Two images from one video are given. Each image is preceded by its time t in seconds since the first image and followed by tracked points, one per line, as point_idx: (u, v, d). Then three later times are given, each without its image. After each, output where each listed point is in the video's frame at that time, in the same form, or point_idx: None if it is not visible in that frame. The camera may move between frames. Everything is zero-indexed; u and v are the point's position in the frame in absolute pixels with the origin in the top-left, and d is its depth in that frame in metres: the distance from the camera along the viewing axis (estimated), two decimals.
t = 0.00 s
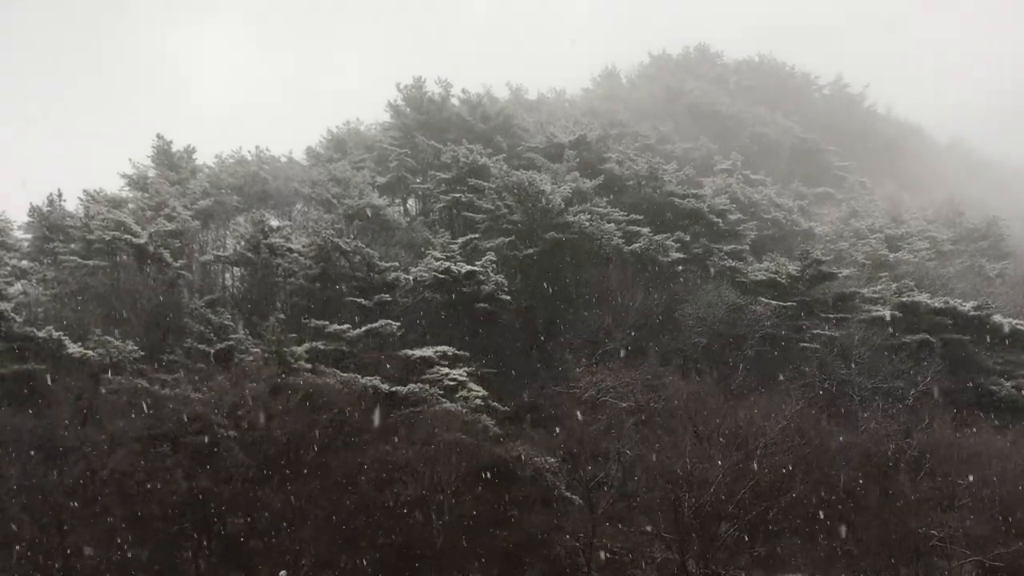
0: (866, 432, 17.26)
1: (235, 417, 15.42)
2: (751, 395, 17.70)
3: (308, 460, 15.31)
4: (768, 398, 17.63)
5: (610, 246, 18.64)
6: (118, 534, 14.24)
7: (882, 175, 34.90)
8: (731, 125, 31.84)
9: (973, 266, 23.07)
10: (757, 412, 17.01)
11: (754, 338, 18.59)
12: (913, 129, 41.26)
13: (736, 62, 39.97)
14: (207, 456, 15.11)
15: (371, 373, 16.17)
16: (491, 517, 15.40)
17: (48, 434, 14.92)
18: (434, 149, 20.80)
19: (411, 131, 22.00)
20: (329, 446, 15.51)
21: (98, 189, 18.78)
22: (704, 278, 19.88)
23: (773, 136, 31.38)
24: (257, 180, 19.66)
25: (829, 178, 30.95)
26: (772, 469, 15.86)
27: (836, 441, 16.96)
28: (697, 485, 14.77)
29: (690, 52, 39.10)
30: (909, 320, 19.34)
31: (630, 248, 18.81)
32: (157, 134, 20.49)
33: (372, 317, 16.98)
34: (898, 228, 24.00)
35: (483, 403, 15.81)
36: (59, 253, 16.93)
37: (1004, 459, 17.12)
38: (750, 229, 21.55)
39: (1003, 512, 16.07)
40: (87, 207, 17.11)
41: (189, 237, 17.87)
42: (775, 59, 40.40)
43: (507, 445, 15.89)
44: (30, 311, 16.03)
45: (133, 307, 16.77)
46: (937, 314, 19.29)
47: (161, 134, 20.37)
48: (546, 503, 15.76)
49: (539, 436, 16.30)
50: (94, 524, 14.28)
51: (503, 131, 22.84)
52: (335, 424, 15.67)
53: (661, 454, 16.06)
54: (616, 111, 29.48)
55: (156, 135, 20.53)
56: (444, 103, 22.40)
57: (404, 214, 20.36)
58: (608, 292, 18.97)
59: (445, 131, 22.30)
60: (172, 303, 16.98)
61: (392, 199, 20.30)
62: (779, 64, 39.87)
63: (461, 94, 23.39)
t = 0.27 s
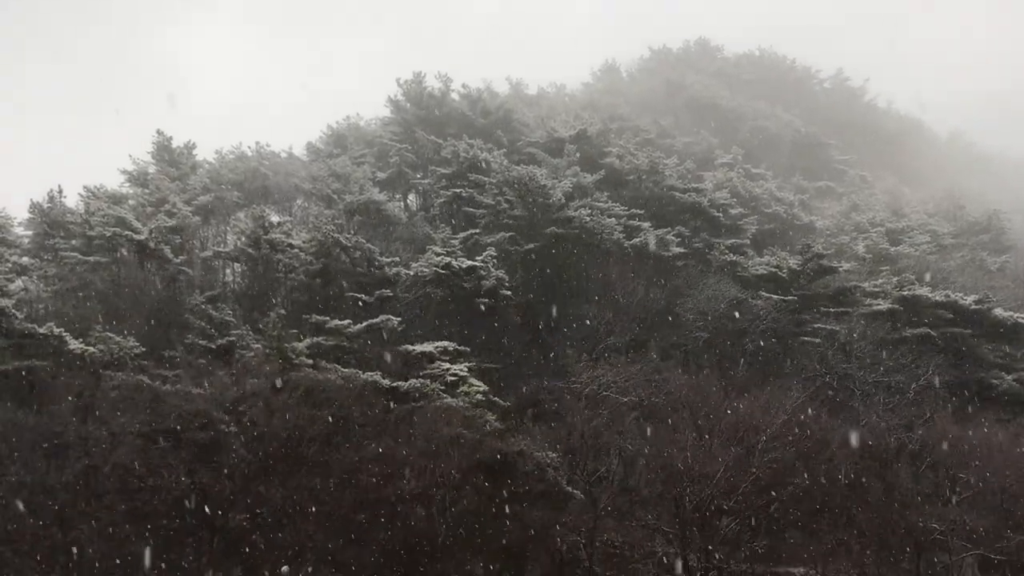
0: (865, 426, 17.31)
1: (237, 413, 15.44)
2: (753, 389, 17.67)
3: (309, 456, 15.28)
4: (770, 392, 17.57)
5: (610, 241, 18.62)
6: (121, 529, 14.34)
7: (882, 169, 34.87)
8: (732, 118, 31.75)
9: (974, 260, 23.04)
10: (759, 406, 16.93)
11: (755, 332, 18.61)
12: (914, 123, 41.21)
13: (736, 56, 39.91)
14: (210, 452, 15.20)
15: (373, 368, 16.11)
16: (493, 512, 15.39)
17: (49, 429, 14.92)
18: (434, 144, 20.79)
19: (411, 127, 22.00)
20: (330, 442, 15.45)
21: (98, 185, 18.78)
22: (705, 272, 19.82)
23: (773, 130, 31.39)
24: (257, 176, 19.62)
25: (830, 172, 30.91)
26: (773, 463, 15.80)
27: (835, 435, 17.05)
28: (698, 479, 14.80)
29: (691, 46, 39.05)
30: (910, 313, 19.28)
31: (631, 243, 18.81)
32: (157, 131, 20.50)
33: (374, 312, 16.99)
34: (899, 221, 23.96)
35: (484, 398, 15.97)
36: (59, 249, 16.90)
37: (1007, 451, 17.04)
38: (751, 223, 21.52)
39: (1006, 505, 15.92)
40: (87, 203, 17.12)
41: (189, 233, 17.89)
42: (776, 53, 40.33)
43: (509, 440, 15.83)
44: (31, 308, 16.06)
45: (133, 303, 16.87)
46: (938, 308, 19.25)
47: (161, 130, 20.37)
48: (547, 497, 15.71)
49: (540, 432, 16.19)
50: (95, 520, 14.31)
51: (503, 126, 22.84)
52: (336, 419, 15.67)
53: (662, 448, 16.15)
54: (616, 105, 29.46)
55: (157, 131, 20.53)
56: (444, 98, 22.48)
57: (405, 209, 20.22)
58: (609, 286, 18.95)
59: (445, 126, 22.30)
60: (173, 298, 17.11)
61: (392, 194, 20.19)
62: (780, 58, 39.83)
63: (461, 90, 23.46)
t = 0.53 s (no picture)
0: (869, 420, 17.24)
1: (241, 410, 15.37)
2: (756, 383, 17.65)
3: (313, 452, 15.23)
4: (773, 387, 17.59)
5: (614, 236, 18.46)
6: (125, 525, 14.53)
7: (886, 163, 34.76)
8: (734, 113, 31.79)
9: (977, 253, 23.01)
10: (761, 401, 16.96)
11: (757, 326, 18.65)
12: (917, 116, 41.13)
13: (738, 50, 39.84)
14: (213, 449, 15.15)
15: (376, 365, 16.08)
16: (497, 508, 15.34)
17: (54, 426, 15.02)
18: (437, 140, 20.78)
19: (413, 123, 22.01)
20: (334, 438, 15.37)
21: (101, 183, 18.84)
22: (708, 267, 19.69)
23: (776, 124, 31.49)
24: (259, 173, 19.55)
25: (833, 166, 30.87)
26: (775, 458, 15.97)
27: (841, 429, 16.89)
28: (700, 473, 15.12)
29: (693, 40, 38.99)
30: (913, 307, 19.08)
31: (635, 238, 18.60)
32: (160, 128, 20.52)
33: (379, 308, 16.92)
34: (902, 215, 23.92)
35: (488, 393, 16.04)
36: (62, 247, 16.92)
37: (1008, 445, 17.16)
38: (754, 218, 21.48)
39: (1006, 498, 16.19)
40: (90, 201, 17.18)
41: (192, 230, 17.94)
42: (778, 47, 40.25)
43: (512, 436, 15.74)
44: (35, 306, 16.14)
45: (138, 301, 16.78)
46: (942, 302, 19.11)
47: (164, 127, 20.39)
48: (551, 493, 15.55)
49: (543, 427, 16.15)
50: (98, 517, 14.52)
51: (505, 122, 22.86)
52: (340, 416, 15.53)
53: (666, 444, 16.04)
54: (618, 100, 29.44)
55: (159, 128, 20.56)
56: (446, 94, 22.44)
57: (408, 206, 20.28)
58: (612, 282, 19.02)
59: (448, 122, 22.28)
60: (176, 296, 17.08)
61: (394, 190, 20.16)
62: (782, 52, 39.76)
63: (463, 85, 23.50)
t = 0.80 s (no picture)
0: (877, 414, 17.22)
1: (247, 407, 15.45)
2: (763, 378, 17.61)
3: (320, 449, 15.32)
4: (780, 381, 17.52)
5: (619, 231, 18.45)
6: (133, 523, 14.61)
7: (891, 157, 34.63)
8: (739, 106, 31.67)
9: (984, 247, 22.89)
10: (768, 396, 16.89)
11: (763, 321, 18.61)
12: (923, 110, 40.93)
13: (743, 45, 39.78)
14: (220, 447, 15.19)
15: (383, 361, 16.19)
16: (504, 504, 15.36)
17: (62, 424, 15.15)
18: (441, 137, 20.82)
19: (417, 120, 22.08)
20: (341, 435, 15.44)
21: (107, 182, 18.90)
22: (713, 262, 19.75)
23: (781, 118, 31.30)
24: (264, 170, 19.60)
25: (838, 160, 30.81)
26: (782, 453, 15.95)
27: (848, 423, 16.87)
28: (706, 470, 15.05)
29: (697, 35, 38.93)
30: (919, 301, 19.02)
31: (640, 233, 18.67)
32: (165, 127, 20.61)
33: (383, 304, 16.78)
34: (908, 209, 23.83)
35: (494, 389, 15.97)
36: (69, 246, 17.07)
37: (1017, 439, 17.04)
38: (759, 212, 21.41)
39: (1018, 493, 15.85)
40: (96, 200, 17.33)
41: (198, 228, 18.01)
42: (783, 41, 40.17)
43: (518, 432, 15.64)
44: (41, 304, 16.20)
45: (144, 299, 16.82)
46: (948, 295, 19.08)
47: (169, 126, 20.47)
48: (557, 489, 15.46)
49: (549, 422, 16.09)
50: (107, 514, 14.61)
51: (509, 119, 22.85)
52: (347, 413, 15.61)
53: (672, 440, 16.19)
54: (622, 96, 29.42)
55: (164, 127, 20.64)
56: (450, 90, 22.37)
57: (413, 202, 20.42)
58: (618, 276, 18.96)
59: (452, 119, 22.27)
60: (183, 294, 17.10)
61: (398, 187, 20.42)
62: (787, 46, 39.66)
63: (467, 81, 23.50)
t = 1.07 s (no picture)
0: (886, 407, 17.06)
1: (256, 405, 15.42)
2: (772, 374, 17.56)
3: (329, 447, 15.29)
4: (787, 375, 17.61)
5: (626, 227, 18.48)
6: (144, 521, 14.67)
7: (899, 151, 34.49)
8: (746, 101, 31.63)
9: (994, 240, 22.79)
10: (777, 391, 16.81)
11: (772, 316, 18.48)
12: (932, 103, 40.72)
13: (750, 39, 39.68)
14: (229, 445, 15.30)
15: (391, 358, 16.13)
16: (513, 500, 15.47)
17: (73, 423, 15.28)
18: (448, 134, 20.81)
19: (424, 117, 21.99)
20: (349, 432, 15.42)
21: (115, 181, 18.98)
22: (721, 257, 19.71)
23: (789, 113, 31.01)
24: (272, 169, 19.67)
25: (846, 154, 30.82)
26: (790, 449, 15.89)
27: (858, 418, 16.76)
28: (718, 465, 14.91)
29: (704, 29, 38.84)
30: (928, 295, 19.07)
31: (647, 229, 18.72)
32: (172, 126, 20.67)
33: (391, 302, 16.80)
34: (917, 203, 23.74)
35: (502, 386, 15.88)
36: (78, 246, 17.07)
37: None
38: (768, 207, 21.33)
39: None
40: (104, 199, 17.37)
41: (206, 227, 18.05)
42: (790, 35, 40.02)
43: (527, 429, 15.63)
44: (51, 304, 16.27)
45: (152, 298, 16.84)
46: (958, 289, 19.04)
47: (176, 125, 20.52)
48: (565, 484, 15.49)
49: (558, 418, 16.14)
50: (118, 512, 14.66)
51: (516, 115, 22.80)
52: (356, 410, 15.55)
53: (682, 435, 16.04)
54: (629, 91, 29.38)
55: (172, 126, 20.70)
56: (456, 88, 22.39)
57: (420, 199, 20.41)
58: (627, 272, 18.99)
59: (459, 116, 22.24)
60: (191, 293, 17.09)
61: (406, 184, 20.39)
62: (794, 40, 39.52)
63: (474, 78, 23.46)
